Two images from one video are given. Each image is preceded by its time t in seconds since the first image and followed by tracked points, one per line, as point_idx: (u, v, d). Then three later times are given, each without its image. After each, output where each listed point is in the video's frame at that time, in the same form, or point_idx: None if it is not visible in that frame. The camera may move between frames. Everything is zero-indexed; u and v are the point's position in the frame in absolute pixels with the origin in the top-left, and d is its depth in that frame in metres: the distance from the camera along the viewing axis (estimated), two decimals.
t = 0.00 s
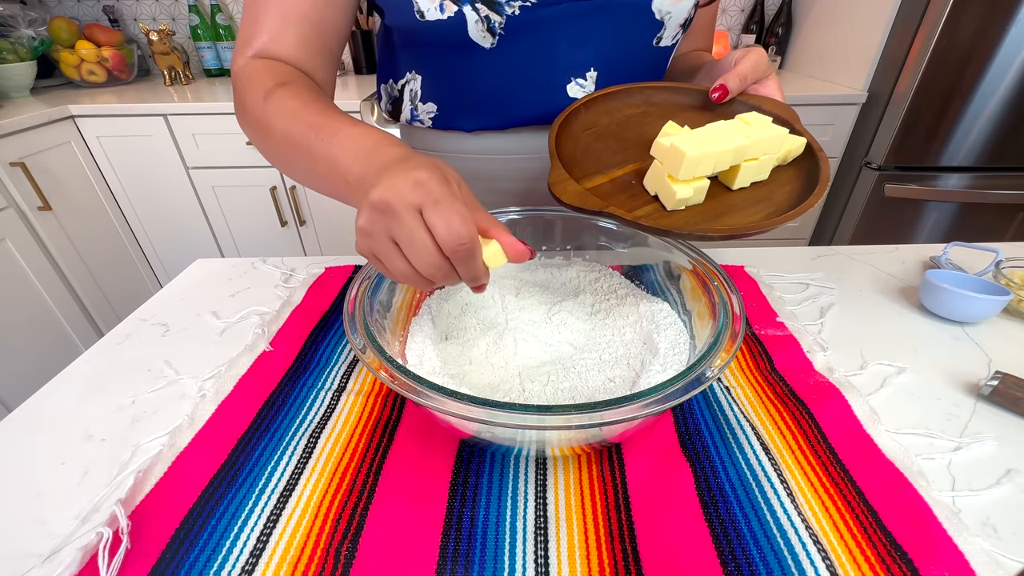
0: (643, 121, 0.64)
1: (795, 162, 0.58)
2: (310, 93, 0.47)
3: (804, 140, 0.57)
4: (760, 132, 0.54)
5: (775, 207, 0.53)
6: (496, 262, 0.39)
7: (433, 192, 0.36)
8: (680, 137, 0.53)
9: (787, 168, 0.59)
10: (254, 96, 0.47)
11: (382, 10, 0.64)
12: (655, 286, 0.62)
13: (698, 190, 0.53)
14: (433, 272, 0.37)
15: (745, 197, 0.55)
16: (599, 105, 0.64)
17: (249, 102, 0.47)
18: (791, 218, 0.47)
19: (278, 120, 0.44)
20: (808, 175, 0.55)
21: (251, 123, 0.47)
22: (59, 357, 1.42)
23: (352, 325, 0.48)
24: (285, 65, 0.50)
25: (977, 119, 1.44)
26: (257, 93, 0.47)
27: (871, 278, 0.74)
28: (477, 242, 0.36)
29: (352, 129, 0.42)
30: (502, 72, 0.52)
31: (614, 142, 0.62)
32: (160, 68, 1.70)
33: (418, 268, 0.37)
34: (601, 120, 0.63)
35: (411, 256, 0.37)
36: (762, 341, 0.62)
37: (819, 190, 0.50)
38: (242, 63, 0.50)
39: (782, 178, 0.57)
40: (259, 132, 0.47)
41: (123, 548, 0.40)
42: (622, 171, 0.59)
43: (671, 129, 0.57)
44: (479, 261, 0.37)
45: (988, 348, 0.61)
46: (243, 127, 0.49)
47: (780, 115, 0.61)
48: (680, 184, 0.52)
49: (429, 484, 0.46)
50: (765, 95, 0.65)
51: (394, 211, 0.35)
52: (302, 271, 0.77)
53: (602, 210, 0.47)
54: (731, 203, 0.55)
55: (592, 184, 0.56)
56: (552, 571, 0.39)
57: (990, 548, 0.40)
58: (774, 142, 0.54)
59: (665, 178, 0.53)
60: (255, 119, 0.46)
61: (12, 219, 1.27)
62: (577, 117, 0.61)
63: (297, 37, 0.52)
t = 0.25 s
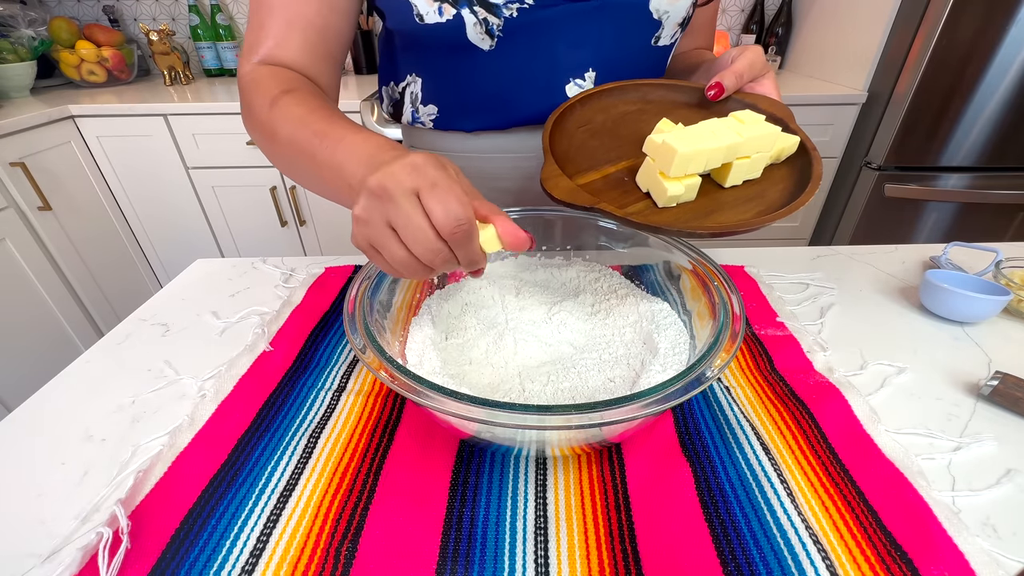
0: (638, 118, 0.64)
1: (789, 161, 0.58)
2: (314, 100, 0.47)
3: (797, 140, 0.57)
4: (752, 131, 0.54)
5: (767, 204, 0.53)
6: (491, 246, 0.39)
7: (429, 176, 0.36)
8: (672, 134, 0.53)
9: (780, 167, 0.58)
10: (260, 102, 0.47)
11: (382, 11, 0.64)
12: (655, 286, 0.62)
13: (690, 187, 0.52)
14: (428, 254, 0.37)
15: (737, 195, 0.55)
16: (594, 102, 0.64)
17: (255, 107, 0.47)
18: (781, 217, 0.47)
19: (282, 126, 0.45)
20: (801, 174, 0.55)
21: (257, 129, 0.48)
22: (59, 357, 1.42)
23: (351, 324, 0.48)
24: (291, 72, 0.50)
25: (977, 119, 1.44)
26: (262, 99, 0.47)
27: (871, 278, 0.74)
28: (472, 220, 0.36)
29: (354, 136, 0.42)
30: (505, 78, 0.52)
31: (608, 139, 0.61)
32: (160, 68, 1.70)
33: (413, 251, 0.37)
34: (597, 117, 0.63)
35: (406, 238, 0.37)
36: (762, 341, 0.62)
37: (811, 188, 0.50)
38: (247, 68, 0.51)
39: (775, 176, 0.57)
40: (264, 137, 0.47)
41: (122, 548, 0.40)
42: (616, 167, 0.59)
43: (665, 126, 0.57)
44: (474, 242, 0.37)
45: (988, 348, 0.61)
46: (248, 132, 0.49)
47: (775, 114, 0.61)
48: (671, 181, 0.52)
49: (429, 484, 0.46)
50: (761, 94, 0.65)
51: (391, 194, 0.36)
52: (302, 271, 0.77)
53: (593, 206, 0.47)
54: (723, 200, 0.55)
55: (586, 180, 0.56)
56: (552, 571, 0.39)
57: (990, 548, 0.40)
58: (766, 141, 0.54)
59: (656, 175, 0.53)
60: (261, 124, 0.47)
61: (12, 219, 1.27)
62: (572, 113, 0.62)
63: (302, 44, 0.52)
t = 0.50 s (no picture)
0: (636, 115, 0.64)
1: (784, 163, 0.58)
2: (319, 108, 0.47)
3: (792, 143, 0.57)
4: (749, 133, 0.54)
5: (761, 206, 0.53)
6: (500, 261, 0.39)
7: (436, 194, 0.36)
8: (669, 134, 0.53)
9: (775, 170, 0.58)
10: (265, 108, 0.47)
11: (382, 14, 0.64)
12: (655, 286, 0.62)
13: (686, 187, 0.52)
14: (438, 272, 0.37)
15: (732, 196, 0.55)
16: (593, 97, 0.64)
17: (259, 113, 0.47)
18: (776, 219, 0.47)
19: (285, 133, 0.45)
20: (795, 178, 0.55)
21: (261, 136, 0.48)
22: (59, 357, 1.42)
23: (352, 325, 0.48)
24: (295, 78, 0.51)
25: (977, 119, 1.44)
26: (267, 105, 0.47)
27: (871, 278, 0.74)
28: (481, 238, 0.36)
29: (360, 145, 0.42)
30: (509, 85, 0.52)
31: (605, 135, 0.62)
32: (160, 68, 1.70)
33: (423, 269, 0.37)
34: (594, 113, 0.63)
35: (416, 257, 0.36)
36: (762, 341, 0.62)
37: (804, 194, 0.50)
38: (251, 74, 0.51)
39: (769, 178, 0.57)
40: (269, 143, 0.47)
41: (122, 548, 0.40)
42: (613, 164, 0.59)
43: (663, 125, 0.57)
44: (484, 259, 0.36)
45: (988, 348, 0.61)
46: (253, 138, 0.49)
47: (771, 116, 0.61)
48: (667, 180, 0.52)
49: (429, 484, 0.46)
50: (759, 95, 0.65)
51: (399, 214, 0.36)
52: (302, 271, 0.77)
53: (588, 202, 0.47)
54: (718, 202, 0.55)
55: (582, 176, 0.56)
56: (552, 571, 0.39)
57: (990, 548, 0.40)
58: (762, 143, 0.54)
59: (653, 174, 0.53)
60: (265, 130, 0.47)
61: (12, 219, 1.27)
62: (570, 108, 0.62)
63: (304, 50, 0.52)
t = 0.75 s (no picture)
0: (634, 114, 0.64)
1: (782, 164, 0.58)
2: (320, 111, 0.47)
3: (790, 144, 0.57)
4: (748, 134, 0.54)
5: (759, 207, 0.53)
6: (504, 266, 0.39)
7: (441, 201, 0.36)
8: (669, 134, 0.53)
9: (772, 171, 0.59)
10: (266, 112, 0.47)
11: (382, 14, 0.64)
12: (655, 286, 0.62)
13: (685, 187, 0.52)
14: (442, 276, 0.37)
15: (730, 197, 0.55)
16: (592, 95, 0.64)
17: (261, 118, 0.47)
18: (773, 221, 0.47)
19: (288, 138, 0.45)
20: (792, 179, 0.55)
21: (264, 140, 0.48)
22: (59, 357, 1.42)
23: (351, 325, 0.48)
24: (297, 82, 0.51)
25: (977, 119, 1.44)
26: (268, 111, 0.47)
27: (871, 278, 0.74)
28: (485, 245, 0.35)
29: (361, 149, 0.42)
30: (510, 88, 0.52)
31: (604, 134, 0.62)
32: (160, 68, 1.70)
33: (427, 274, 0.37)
34: (593, 112, 0.63)
35: (420, 261, 0.36)
36: (762, 341, 0.62)
37: (801, 195, 0.50)
38: (252, 78, 0.51)
39: (766, 179, 0.57)
40: (272, 148, 0.47)
41: (122, 548, 0.40)
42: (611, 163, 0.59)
43: (662, 125, 0.57)
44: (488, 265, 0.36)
45: (988, 348, 0.61)
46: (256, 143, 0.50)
47: (768, 117, 0.61)
48: (667, 181, 0.52)
49: (429, 484, 0.46)
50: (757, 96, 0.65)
51: (403, 219, 0.36)
52: (302, 271, 0.77)
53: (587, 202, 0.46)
54: (716, 202, 0.55)
55: (582, 175, 0.56)
56: (552, 571, 0.39)
57: (990, 547, 0.40)
58: (760, 144, 0.54)
59: (652, 174, 0.53)
60: (268, 135, 0.47)
61: (12, 219, 1.27)
62: (570, 107, 0.62)
63: (305, 57, 0.52)
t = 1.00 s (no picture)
0: (633, 111, 0.64)
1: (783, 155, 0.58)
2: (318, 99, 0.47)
3: (790, 133, 0.57)
4: (747, 122, 0.54)
5: (760, 195, 0.54)
6: (513, 273, 0.39)
7: (461, 204, 0.36)
8: (667, 124, 0.54)
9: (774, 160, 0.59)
10: (264, 103, 0.47)
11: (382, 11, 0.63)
12: (655, 286, 0.62)
13: (685, 176, 0.53)
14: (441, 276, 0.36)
15: (731, 186, 0.56)
16: (591, 93, 0.64)
17: (259, 110, 0.47)
18: (775, 206, 0.47)
19: (285, 125, 0.44)
20: (794, 167, 0.56)
21: (262, 132, 0.48)
22: (59, 357, 1.42)
23: (351, 324, 0.48)
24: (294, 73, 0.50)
25: (977, 119, 1.44)
26: (267, 101, 0.47)
27: (871, 278, 0.74)
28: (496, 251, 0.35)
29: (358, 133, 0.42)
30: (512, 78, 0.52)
31: (603, 130, 0.62)
32: (160, 68, 1.70)
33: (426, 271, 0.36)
34: (592, 108, 0.63)
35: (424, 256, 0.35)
36: (762, 341, 0.62)
37: (802, 182, 0.50)
38: (250, 71, 0.50)
39: (768, 169, 0.58)
40: (270, 139, 0.47)
41: (122, 548, 0.40)
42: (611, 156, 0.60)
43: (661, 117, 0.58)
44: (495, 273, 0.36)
45: (988, 348, 0.61)
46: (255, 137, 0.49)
47: (769, 109, 0.61)
48: (666, 169, 0.52)
49: (429, 484, 0.46)
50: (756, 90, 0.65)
51: (416, 207, 0.36)
52: (302, 271, 0.77)
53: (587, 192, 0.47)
54: (717, 191, 0.55)
55: (580, 168, 0.57)
56: (552, 571, 0.39)
57: (990, 547, 0.40)
58: (760, 133, 0.54)
59: (652, 163, 0.53)
60: (266, 126, 0.47)
61: (12, 219, 1.27)
62: (569, 103, 0.62)
63: (304, 49, 0.52)
